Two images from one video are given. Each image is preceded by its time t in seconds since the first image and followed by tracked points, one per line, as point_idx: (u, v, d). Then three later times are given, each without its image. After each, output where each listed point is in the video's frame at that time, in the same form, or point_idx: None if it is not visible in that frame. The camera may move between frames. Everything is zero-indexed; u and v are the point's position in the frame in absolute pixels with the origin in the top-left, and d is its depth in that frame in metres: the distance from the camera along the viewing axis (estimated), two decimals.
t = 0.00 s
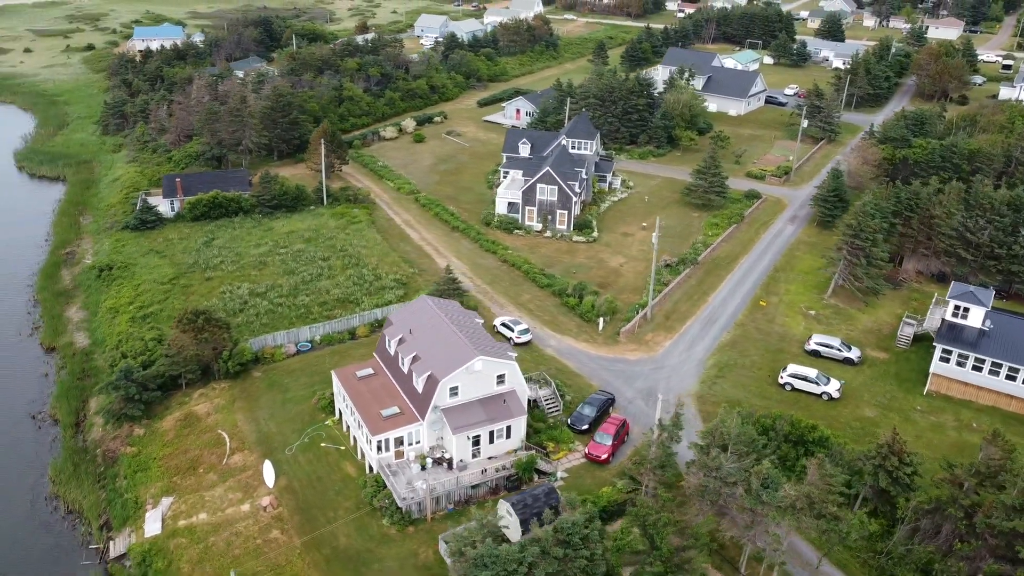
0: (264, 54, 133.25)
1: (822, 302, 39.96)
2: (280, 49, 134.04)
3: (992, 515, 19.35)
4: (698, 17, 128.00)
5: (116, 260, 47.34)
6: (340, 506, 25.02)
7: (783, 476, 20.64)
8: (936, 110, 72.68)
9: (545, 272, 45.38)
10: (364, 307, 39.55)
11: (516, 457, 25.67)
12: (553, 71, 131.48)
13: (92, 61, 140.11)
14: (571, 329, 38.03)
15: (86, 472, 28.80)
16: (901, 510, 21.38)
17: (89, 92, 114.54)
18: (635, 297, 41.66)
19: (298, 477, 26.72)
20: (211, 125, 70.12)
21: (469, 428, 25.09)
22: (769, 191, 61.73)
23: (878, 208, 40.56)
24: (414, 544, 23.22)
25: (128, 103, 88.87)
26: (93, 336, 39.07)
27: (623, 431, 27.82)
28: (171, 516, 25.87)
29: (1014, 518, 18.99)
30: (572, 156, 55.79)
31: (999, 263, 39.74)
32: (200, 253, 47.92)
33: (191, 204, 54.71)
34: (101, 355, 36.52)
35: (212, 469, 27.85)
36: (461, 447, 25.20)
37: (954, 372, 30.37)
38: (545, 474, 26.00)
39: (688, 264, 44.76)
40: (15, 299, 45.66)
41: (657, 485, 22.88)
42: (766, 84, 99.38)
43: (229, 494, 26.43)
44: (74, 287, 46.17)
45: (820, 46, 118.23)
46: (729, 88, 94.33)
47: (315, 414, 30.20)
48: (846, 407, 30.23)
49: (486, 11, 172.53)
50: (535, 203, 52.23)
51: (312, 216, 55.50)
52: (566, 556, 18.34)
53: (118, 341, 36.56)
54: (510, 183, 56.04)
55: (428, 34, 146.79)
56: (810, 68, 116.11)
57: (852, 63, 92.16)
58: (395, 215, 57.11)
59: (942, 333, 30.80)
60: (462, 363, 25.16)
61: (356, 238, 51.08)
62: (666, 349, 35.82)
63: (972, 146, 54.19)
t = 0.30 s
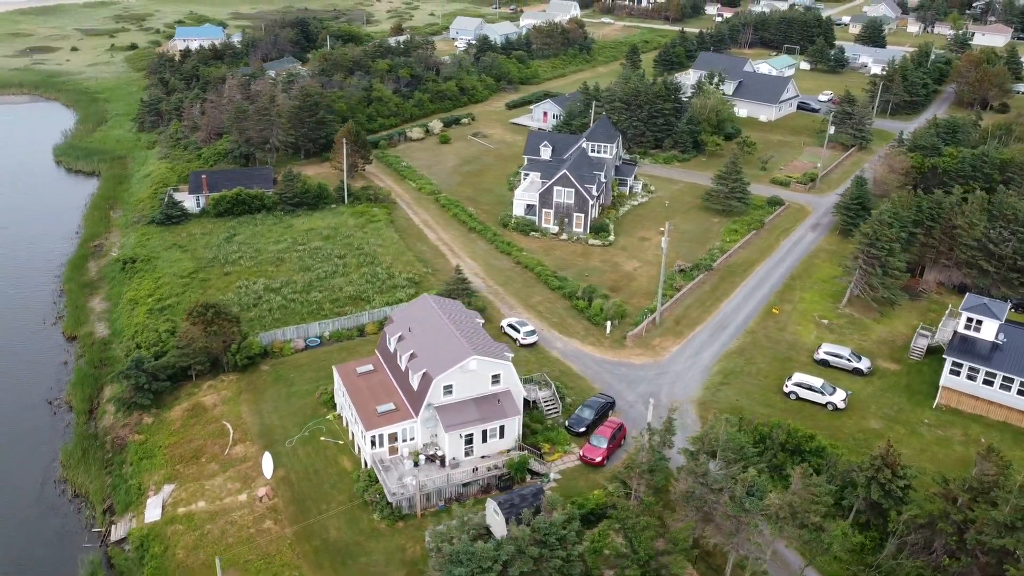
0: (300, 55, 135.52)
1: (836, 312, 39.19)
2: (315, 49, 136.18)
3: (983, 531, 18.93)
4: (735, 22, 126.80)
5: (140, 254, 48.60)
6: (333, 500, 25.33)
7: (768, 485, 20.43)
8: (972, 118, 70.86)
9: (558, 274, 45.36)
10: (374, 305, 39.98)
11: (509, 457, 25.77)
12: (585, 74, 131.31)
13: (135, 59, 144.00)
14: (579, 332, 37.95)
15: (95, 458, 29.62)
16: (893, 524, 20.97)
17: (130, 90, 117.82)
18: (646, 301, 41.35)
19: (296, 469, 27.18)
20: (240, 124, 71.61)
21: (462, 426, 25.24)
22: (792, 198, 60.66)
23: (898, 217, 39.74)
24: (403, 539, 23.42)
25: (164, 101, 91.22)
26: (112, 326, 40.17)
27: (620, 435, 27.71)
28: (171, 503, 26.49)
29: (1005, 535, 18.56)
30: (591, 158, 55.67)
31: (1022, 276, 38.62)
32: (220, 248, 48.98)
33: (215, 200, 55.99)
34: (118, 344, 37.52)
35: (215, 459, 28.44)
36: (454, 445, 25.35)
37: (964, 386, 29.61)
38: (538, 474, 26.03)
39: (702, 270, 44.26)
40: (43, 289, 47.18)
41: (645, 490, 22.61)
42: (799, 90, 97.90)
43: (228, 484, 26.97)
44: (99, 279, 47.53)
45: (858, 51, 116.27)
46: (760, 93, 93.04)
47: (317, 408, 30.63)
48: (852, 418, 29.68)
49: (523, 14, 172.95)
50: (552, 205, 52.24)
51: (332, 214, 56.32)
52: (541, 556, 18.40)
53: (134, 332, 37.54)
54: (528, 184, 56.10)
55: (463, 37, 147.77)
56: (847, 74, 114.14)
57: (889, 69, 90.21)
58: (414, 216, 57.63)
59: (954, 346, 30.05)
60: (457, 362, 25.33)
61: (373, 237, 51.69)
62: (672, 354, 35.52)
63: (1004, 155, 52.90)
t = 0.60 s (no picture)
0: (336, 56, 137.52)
1: (850, 322, 38.44)
2: (351, 50, 138.12)
3: (973, 549, 18.69)
4: (773, 27, 125.10)
5: (164, 248, 49.89)
6: (328, 493, 25.71)
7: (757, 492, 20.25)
8: (1011, 127, 68.74)
9: (571, 277, 45.29)
10: (386, 303, 40.44)
11: (501, 457, 25.90)
12: (618, 78, 130.85)
13: (177, 58, 147.79)
14: (586, 336, 37.87)
15: (105, 444, 30.49)
16: (883, 538, 20.65)
17: (169, 88, 120.89)
18: (657, 306, 41.06)
19: (295, 462, 27.63)
20: (269, 123, 73.06)
21: (456, 425, 25.45)
22: (817, 206, 59.45)
23: (917, 227, 38.82)
24: (391, 534, 23.66)
25: (199, 100, 93.57)
26: (132, 318, 41.31)
27: (616, 439, 27.61)
28: (173, 491, 27.14)
29: (995, 554, 18.36)
30: (611, 163, 55.53)
31: None
32: (241, 244, 50.05)
33: (240, 197, 57.27)
34: (136, 335, 38.59)
35: (218, 449, 29.07)
36: (447, 443, 25.55)
37: (975, 401, 28.84)
38: (531, 476, 26.10)
39: (716, 276, 43.78)
40: (71, 280, 48.77)
41: (633, 495, 22.42)
42: (833, 96, 96.09)
43: (229, 474, 27.54)
44: (124, 272, 48.90)
45: (899, 58, 113.74)
46: (793, 99, 91.33)
47: (320, 403, 31.08)
48: (856, 430, 29.14)
49: (561, 17, 172.99)
50: (569, 208, 52.10)
51: (352, 213, 57.10)
52: (517, 555, 18.50)
53: (152, 323, 38.57)
54: (547, 187, 56.12)
55: (498, 40, 148.39)
56: (887, 80, 111.71)
57: (928, 76, 88.09)
58: (434, 216, 58.06)
59: (964, 360, 29.29)
60: (452, 361, 25.56)
61: (391, 236, 52.28)
62: (678, 360, 35.23)
63: None
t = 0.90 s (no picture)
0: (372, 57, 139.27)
1: (866, 332, 37.64)
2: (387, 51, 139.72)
3: (961, 566, 18.23)
4: (813, 33, 123.05)
5: (189, 243, 51.17)
6: (324, 486, 26.08)
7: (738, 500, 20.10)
8: None
9: (585, 280, 45.19)
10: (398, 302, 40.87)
11: (495, 457, 26.06)
12: (652, 82, 130.12)
13: (219, 58, 151.28)
14: (594, 339, 37.80)
15: (116, 431, 31.40)
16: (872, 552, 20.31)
17: (208, 88, 123.74)
18: (669, 312, 40.75)
19: (295, 455, 28.10)
20: (298, 122, 74.47)
21: (450, 424, 25.65)
22: (843, 214, 58.20)
23: (937, 238, 37.86)
24: (381, 529, 23.91)
25: (234, 99, 96.03)
26: (153, 310, 42.45)
27: (613, 443, 27.55)
28: (176, 478, 27.85)
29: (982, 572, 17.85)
30: (632, 167, 55.21)
31: None
32: (263, 240, 51.12)
33: (265, 195, 58.50)
34: (155, 327, 39.66)
35: (223, 440, 29.73)
36: (441, 442, 25.78)
37: (985, 416, 28.11)
38: (525, 476, 26.13)
39: (732, 283, 43.26)
40: (100, 272, 50.38)
41: (622, 499, 22.55)
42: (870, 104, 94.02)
43: (231, 464, 28.14)
44: (150, 265, 50.29)
45: (942, 65, 110.96)
46: (827, 105, 89.58)
47: (324, 398, 31.54)
48: (860, 442, 28.55)
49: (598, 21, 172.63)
50: (587, 212, 52.02)
51: (374, 212, 57.88)
52: (494, 553, 18.57)
53: (170, 316, 39.60)
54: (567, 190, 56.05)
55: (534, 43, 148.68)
56: (930, 88, 108.99)
57: (969, 84, 85.76)
58: (454, 217, 58.44)
59: (976, 374, 28.56)
60: (448, 360, 25.79)
61: (410, 236, 52.83)
62: (685, 367, 34.94)
63: None
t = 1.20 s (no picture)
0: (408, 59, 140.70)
1: (881, 344, 36.84)
2: (423, 53, 140.97)
3: None
4: (855, 39, 120.69)
5: (214, 238, 52.44)
6: (320, 479, 26.53)
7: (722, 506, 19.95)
8: None
9: (598, 284, 45.05)
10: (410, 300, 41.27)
11: (489, 456, 26.24)
12: (687, 87, 129.04)
13: (259, 58, 154.37)
14: (603, 342, 37.71)
15: (129, 419, 32.32)
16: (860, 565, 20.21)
17: (247, 87, 126.28)
18: (681, 317, 40.43)
19: (296, 447, 28.65)
20: (327, 122, 75.77)
21: (445, 421, 25.89)
22: (870, 223, 56.93)
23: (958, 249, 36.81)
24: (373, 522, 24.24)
25: (269, 99, 98.01)
26: (174, 303, 43.59)
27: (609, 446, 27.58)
28: (181, 466, 28.58)
29: None
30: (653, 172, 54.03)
31: None
32: (285, 237, 52.16)
33: (290, 192, 59.69)
34: (174, 318, 40.74)
35: (228, 430, 30.43)
36: (436, 439, 26.06)
37: (994, 433, 27.33)
38: (519, 476, 26.22)
39: (747, 290, 42.72)
40: (128, 265, 51.94)
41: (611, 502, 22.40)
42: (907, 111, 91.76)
43: (234, 454, 28.80)
44: (175, 259, 51.66)
45: (989, 73, 107.88)
46: (862, 112, 87.51)
47: (329, 393, 32.03)
48: (863, 455, 28.02)
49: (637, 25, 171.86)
50: (605, 216, 51.82)
51: (395, 212, 58.54)
52: (471, 550, 18.71)
53: (188, 309, 40.62)
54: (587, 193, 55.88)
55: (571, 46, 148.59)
56: (974, 96, 105.99)
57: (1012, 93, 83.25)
58: (474, 219, 58.81)
59: (987, 389, 27.77)
60: (444, 359, 26.01)
61: (428, 236, 53.33)
62: (692, 373, 34.65)
63: None
